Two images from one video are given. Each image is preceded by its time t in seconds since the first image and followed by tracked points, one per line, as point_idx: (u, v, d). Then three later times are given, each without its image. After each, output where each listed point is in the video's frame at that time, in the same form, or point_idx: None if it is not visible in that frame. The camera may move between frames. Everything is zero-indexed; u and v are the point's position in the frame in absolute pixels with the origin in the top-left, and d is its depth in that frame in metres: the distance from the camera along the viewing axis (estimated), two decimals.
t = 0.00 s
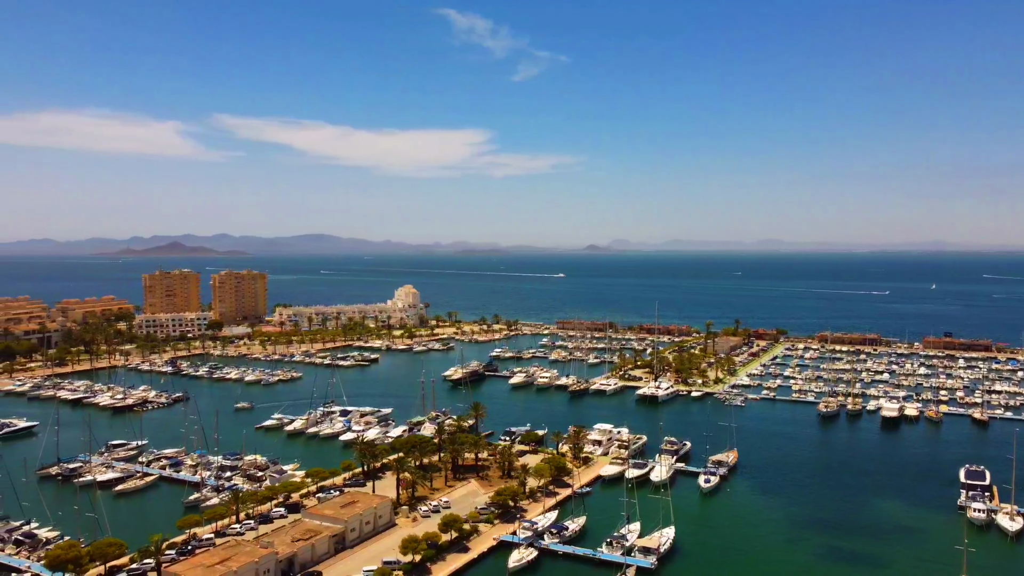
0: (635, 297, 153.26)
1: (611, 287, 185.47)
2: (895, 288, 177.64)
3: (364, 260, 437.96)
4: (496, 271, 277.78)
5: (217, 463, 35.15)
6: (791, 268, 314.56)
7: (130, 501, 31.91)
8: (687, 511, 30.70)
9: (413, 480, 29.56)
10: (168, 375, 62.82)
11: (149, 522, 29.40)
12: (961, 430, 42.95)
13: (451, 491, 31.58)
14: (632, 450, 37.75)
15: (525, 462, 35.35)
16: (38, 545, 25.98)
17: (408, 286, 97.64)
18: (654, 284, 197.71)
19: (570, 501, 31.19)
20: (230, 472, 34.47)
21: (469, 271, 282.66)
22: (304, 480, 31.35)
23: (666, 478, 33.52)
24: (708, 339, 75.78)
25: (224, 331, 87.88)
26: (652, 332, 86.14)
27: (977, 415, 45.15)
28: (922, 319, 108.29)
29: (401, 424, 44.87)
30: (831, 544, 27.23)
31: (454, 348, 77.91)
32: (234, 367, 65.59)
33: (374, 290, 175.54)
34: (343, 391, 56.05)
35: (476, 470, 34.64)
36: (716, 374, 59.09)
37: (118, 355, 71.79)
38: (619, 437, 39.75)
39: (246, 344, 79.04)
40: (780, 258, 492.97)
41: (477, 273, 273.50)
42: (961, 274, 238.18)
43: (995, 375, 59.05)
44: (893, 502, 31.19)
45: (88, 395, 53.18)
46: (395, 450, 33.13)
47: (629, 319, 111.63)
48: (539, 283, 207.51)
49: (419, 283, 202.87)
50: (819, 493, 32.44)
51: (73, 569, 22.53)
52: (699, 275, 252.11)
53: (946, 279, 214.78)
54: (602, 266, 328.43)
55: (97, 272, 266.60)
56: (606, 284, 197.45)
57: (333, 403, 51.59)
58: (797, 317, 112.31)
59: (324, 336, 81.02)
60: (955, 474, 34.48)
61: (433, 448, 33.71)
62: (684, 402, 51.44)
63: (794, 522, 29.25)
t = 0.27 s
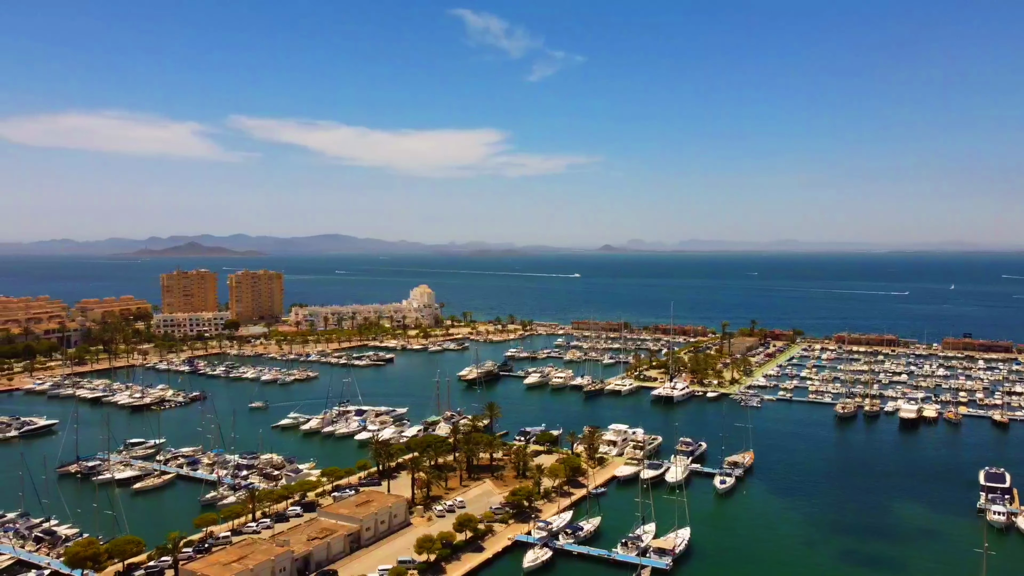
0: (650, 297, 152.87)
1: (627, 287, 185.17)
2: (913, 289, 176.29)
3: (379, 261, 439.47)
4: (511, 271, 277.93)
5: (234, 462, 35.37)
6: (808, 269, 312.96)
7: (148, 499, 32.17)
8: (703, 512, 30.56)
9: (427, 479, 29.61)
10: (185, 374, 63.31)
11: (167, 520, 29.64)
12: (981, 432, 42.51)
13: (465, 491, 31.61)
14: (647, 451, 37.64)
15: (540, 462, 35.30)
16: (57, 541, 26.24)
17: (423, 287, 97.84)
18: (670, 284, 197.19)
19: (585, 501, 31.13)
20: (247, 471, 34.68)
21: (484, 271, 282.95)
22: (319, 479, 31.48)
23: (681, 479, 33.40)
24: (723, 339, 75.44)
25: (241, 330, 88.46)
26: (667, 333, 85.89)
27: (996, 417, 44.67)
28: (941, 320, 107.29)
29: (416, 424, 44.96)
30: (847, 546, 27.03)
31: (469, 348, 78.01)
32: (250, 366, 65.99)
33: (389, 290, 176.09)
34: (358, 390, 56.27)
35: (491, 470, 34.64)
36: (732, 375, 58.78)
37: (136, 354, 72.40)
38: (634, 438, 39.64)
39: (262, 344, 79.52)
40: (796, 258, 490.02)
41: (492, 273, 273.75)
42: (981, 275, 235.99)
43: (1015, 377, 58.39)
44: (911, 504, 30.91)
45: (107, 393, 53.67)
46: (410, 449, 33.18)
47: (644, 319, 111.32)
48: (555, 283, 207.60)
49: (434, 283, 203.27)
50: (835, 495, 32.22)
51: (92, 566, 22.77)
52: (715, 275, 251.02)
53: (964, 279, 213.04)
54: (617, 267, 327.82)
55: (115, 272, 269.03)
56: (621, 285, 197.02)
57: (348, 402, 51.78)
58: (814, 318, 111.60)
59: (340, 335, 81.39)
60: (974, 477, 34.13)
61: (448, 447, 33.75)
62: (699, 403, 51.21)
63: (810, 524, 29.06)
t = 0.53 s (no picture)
0: (666, 297, 152.37)
1: (642, 288, 184.64)
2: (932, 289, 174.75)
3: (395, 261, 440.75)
4: (526, 271, 277.91)
5: (250, 461, 35.57)
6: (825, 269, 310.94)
7: (165, 497, 32.40)
8: (718, 513, 30.43)
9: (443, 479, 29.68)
10: (203, 373, 63.77)
11: (184, 518, 29.84)
12: (1001, 434, 42.05)
13: (480, 490, 31.67)
14: (663, 452, 37.49)
15: (555, 462, 35.29)
16: (76, 539, 26.47)
17: (439, 286, 97.98)
18: (686, 284, 196.40)
19: (600, 501, 31.10)
20: (263, 469, 34.86)
21: (499, 271, 283.14)
22: (335, 478, 31.62)
23: (697, 480, 33.27)
24: (739, 339, 75.12)
25: (258, 330, 88.96)
26: (683, 333, 85.59)
27: (1017, 418, 44.17)
28: (961, 320, 106.25)
29: (431, 423, 45.05)
30: (864, 548, 26.83)
31: (484, 348, 78.06)
32: (267, 366, 66.36)
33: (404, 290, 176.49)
34: (374, 390, 56.45)
35: (506, 470, 34.66)
36: (748, 376, 58.49)
37: (154, 353, 72.97)
38: (649, 438, 39.49)
39: (279, 343, 79.95)
40: (813, 258, 487.18)
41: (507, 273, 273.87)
42: (1001, 275, 233.62)
43: None
44: (929, 506, 30.63)
45: (125, 392, 54.12)
46: (425, 448, 33.28)
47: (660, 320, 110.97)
48: (570, 283, 207.32)
49: (449, 284, 203.54)
50: (852, 496, 32.00)
51: (110, 563, 22.96)
52: (731, 275, 249.91)
53: (983, 279, 211.04)
54: (632, 267, 326.92)
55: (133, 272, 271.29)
56: (636, 285, 196.49)
57: (364, 402, 51.97)
58: (831, 318, 110.82)
59: (355, 335, 81.68)
60: (994, 479, 33.78)
61: (463, 447, 33.81)
62: (715, 403, 51.01)
63: (827, 526, 28.87)
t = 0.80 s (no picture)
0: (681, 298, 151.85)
1: (658, 288, 184.17)
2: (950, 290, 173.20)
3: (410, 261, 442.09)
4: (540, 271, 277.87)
5: (267, 460, 35.77)
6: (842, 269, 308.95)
7: (182, 495, 32.64)
8: (734, 514, 30.28)
9: (458, 479, 29.71)
10: (220, 372, 64.23)
11: (202, 516, 30.05)
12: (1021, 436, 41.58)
13: (495, 490, 31.67)
14: (678, 452, 37.34)
15: (570, 463, 35.24)
16: (95, 536, 26.70)
17: (454, 286, 98.13)
18: (701, 285, 195.65)
19: (615, 502, 31.02)
20: (279, 468, 35.02)
21: (514, 271, 283.29)
22: (351, 478, 31.73)
23: (713, 481, 33.11)
24: (755, 340, 74.74)
25: (274, 330, 89.50)
26: (699, 333, 85.28)
27: None
28: (980, 321, 105.18)
29: (446, 423, 45.12)
30: (882, 550, 26.62)
31: (499, 348, 78.10)
32: (283, 365, 66.72)
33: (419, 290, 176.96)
34: (389, 389, 56.62)
35: (521, 470, 34.65)
36: (765, 377, 58.18)
37: (172, 352, 73.56)
38: (665, 439, 39.34)
39: (295, 343, 80.38)
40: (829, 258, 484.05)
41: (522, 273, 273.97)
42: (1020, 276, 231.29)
43: None
44: (949, 509, 30.34)
45: (143, 391, 54.62)
46: (440, 448, 33.32)
47: (675, 320, 110.62)
48: (584, 283, 207.16)
49: (464, 284, 203.86)
50: (869, 498, 31.76)
51: (129, 560, 23.13)
52: (747, 275, 248.76)
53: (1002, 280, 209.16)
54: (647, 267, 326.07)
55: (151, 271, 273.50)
56: (651, 285, 195.95)
57: (379, 401, 52.15)
58: (848, 319, 110.03)
59: (371, 335, 82.01)
60: (1014, 482, 33.41)
61: (478, 447, 33.82)
62: (731, 404, 50.76)
63: (844, 528, 28.66)
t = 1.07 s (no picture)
0: (698, 298, 151.16)
1: (674, 288, 183.55)
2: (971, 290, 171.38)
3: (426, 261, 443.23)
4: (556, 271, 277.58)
5: (283, 459, 36.01)
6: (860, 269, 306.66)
7: (200, 493, 32.93)
8: (750, 516, 30.12)
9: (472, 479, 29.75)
10: (237, 372, 64.65)
11: (218, 514, 30.29)
12: None
13: (510, 490, 31.70)
14: (693, 453, 37.20)
15: (584, 463, 35.21)
16: (114, 534, 26.96)
17: (469, 286, 98.21)
18: (718, 285, 194.70)
19: (630, 503, 30.96)
20: (295, 467, 35.24)
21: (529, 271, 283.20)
22: (366, 477, 31.87)
23: (729, 483, 32.96)
24: (772, 340, 74.30)
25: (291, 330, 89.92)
26: (715, 334, 84.87)
27: None
28: (1001, 322, 103.94)
29: (461, 423, 45.18)
30: (901, 554, 26.38)
31: (514, 348, 78.11)
32: (299, 365, 67.07)
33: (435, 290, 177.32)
34: (405, 389, 56.76)
35: (536, 470, 34.66)
36: (781, 377, 57.82)
37: (189, 352, 74.13)
38: (680, 440, 39.22)
39: (311, 343, 80.75)
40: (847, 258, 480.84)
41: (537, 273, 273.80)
42: None
43: None
44: (968, 512, 30.02)
45: (161, 390, 55.11)
46: (455, 448, 33.38)
47: (691, 320, 110.14)
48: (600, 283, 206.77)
49: (480, 283, 204.07)
50: (887, 501, 31.51)
51: (147, 558, 23.34)
52: (764, 275, 247.71)
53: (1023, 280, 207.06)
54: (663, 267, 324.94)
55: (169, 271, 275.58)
56: (667, 285, 195.23)
57: (394, 401, 52.29)
58: (867, 320, 109.10)
59: (387, 335, 82.27)
60: None
61: (493, 447, 33.86)
62: (747, 405, 50.51)
63: (861, 530, 28.44)
